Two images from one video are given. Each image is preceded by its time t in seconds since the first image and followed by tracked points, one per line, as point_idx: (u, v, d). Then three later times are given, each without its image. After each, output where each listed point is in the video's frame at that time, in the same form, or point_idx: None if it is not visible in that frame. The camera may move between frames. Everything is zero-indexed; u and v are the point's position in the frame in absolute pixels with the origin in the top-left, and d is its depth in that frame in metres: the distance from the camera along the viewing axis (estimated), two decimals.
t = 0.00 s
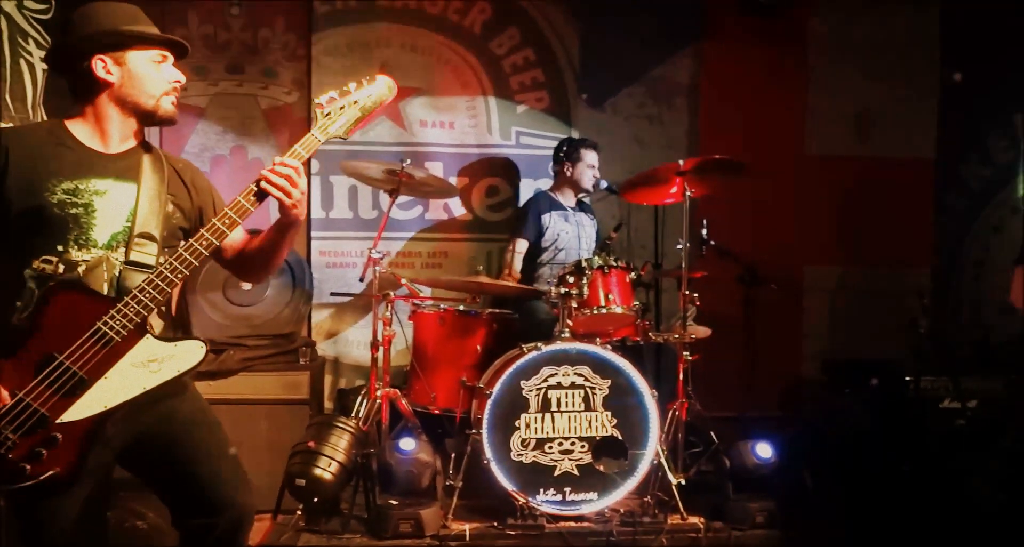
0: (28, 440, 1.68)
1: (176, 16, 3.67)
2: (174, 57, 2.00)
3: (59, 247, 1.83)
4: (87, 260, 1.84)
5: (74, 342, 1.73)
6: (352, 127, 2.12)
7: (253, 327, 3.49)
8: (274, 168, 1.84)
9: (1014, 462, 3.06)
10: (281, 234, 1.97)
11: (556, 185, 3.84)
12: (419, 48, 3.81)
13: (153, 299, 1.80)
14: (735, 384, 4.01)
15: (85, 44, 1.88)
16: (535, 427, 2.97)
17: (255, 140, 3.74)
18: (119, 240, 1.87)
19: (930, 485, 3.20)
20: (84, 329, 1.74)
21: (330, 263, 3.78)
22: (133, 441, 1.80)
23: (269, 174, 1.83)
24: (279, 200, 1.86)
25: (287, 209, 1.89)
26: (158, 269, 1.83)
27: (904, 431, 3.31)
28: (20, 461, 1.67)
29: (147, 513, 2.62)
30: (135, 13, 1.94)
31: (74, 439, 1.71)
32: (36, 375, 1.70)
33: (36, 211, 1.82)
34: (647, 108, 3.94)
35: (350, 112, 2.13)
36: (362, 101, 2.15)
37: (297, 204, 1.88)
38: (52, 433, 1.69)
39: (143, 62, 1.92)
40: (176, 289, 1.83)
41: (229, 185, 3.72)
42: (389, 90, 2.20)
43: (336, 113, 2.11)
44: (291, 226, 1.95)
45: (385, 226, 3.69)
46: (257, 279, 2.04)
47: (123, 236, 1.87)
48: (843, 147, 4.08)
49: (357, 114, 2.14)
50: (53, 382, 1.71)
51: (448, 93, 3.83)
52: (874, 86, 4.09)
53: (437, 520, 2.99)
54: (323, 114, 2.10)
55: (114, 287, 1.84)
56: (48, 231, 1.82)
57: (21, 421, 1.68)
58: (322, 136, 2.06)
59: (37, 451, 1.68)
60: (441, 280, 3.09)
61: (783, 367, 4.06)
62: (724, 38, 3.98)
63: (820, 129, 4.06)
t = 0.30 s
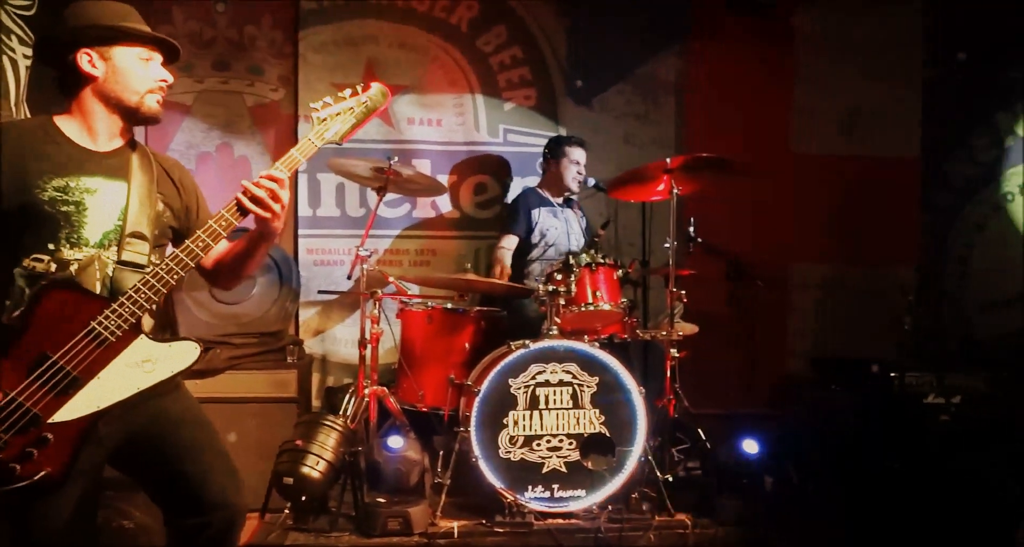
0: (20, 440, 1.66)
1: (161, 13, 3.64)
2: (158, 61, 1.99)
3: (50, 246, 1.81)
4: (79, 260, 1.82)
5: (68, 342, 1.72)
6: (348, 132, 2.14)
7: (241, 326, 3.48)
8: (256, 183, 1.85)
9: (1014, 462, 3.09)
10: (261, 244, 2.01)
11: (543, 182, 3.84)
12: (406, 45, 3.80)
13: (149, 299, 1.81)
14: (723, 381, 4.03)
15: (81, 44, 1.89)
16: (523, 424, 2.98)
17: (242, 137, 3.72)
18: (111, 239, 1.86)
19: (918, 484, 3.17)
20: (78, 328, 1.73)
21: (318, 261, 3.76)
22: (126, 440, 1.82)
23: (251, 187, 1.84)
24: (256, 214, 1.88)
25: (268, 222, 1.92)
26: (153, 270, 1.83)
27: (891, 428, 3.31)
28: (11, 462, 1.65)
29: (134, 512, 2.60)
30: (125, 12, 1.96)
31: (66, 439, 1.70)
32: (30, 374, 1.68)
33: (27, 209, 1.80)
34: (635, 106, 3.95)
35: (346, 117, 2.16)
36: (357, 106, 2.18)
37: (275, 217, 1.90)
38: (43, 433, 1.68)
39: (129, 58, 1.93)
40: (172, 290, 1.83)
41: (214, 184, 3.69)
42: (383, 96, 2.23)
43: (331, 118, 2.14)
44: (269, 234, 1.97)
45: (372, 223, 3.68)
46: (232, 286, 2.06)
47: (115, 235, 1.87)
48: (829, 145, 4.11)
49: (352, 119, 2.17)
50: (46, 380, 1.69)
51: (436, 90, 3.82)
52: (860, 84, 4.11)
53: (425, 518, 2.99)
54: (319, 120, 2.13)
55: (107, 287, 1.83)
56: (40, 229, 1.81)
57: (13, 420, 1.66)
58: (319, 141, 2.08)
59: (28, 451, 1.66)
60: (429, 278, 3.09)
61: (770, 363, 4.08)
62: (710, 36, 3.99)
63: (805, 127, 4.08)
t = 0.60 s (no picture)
0: (8, 439, 1.65)
1: (148, 10, 3.62)
2: (144, 55, 1.97)
3: (34, 245, 1.81)
4: (63, 259, 1.82)
5: (56, 341, 1.71)
6: (335, 134, 2.16)
7: (230, 325, 3.50)
8: (256, 174, 1.85)
9: (1015, 462, 3.00)
10: (252, 244, 2.00)
11: (532, 180, 3.84)
12: (395, 43, 3.79)
13: (138, 300, 1.81)
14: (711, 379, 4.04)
15: (71, 41, 1.88)
16: (513, 423, 2.98)
17: (230, 135, 3.70)
18: (96, 238, 1.86)
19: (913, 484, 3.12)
20: (66, 327, 1.72)
21: (306, 260, 3.75)
22: (112, 439, 1.81)
23: (252, 179, 1.84)
24: (254, 208, 1.86)
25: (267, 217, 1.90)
26: (140, 270, 1.83)
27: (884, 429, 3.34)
28: None
29: (122, 512, 2.58)
30: (109, 11, 1.94)
31: (52, 439, 1.69)
32: (17, 373, 1.67)
33: (11, 208, 1.79)
34: (624, 105, 3.96)
35: (333, 119, 2.17)
36: (343, 108, 2.20)
37: (274, 211, 1.88)
38: (29, 433, 1.66)
39: (111, 59, 1.91)
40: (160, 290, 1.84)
41: (202, 182, 3.67)
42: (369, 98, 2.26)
43: (319, 119, 2.15)
44: (261, 234, 1.97)
45: (361, 222, 3.67)
46: (219, 289, 2.06)
47: (101, 234, 1.87)
48: (817, 144, 4.13)
49: (338, 121, 2.19)
50: (33, 379, 1.68)
51: (425, 89, 3.82)
52: (848, 84, 4.13)
53: (415, 517, 2.98)
54: (308, 122, 2.14)
55: (93, 285, 1.83)
56: (24, 228, 1.80)
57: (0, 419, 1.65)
58: (307, 142, 2.09)
59: (13, 451, 1.64)
60: (418, 277, 3.08)
61: (758, 362, 4.10)
62: (699, 35, 4.01)
63: (793, 127, 4.10)
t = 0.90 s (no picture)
0: None
1: (138, 8, 3.60)
2: (134, 59, 1.97)
3: (20, 249, 1.81)
4: (49, 263, 1.82)
5: (43, 343, 1.71)
6: (324, 136, 2.16)
7: (221, 324, 3.53)
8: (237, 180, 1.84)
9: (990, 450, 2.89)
10: (236, 249, 1.99)
11: (524, 179, 3.84)
12: (387, 42, 3.79)
13: (124, 303, 1.80)
14: (703, 377, 4.06)
15: (59, 41, 1.87)
16: (505, 422, 2.98)
17: (221, 135, 3.69)
18: (83, 243, 1.86)
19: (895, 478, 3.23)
20: (52, 329, 1.73)
21: (298, 259, 3.74)
22: (100, 444, 1.80)
23: (231, 186, 1.83)
24: (235, 214, 1.86)
25: (248, 222, 1.90)
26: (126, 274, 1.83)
27: (860, 423, 3.38)
28: None
29: (113, 512, 2.58)
30: (99, 21, 1.94)
31: (40, 442, 1.69)
32: (5, 375, 1.67)
33: None
34: (616, 104, 3.97)
35: (322, 122, 2.18)
36: (333, 111, 2.21)
37: (254, 216, 1.89)
38: (14, 437, 1.67)
39: (99, 67, 1.91)
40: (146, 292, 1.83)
41: (194, 180, 3.67)
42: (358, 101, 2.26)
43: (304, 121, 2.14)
44: (243, 239, 1.96)
45: (353, 221, 3.66)
46: (206, 295, 2.04)
47: (88, 240, 1.86)
48: (807, 143, 4.15)
49: (327, 124, 2.19)
50: (20, 382, 1.68)
51: (417, 88, 3.82)
52: (838, 84, 4.15)
53: (408, 516, 2.98)
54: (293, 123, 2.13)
55: (79, 289, 1.83)
56: (10, 233, 1.80)
57: None
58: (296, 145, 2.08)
59: None
60: (410, 276, 3.08)
61: (750, 360, 4.12)
62: (690, 35, 4.02)
63: (784, 126, 4.12)
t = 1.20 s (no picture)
0: None
1: (132, 7, 3.59)
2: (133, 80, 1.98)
3: (10, 259, 1.84)
4: (38, 273, 1.85)
5: (33, 348, 1.74)
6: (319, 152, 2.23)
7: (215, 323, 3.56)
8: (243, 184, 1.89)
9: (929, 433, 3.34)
10: (234, 257, 2.01)
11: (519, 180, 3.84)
12: (381, 41, 3.78)
13: (115, 312, 1.83)
14: (698, 376, 4.06)
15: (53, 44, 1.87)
16: (499, 421, 2.98)
17: (214, 134, 3.68)
18: (73, 256, 1.89)
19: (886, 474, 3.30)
20: (41, 336, 1.75)
21: (291, 258, 3.74)
22: (88, 454, 1.83)
23: (240, 186, 1.88)
24: (242, 215, 1.89)
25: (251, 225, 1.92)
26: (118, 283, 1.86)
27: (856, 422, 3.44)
28: None
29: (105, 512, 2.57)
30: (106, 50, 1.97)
31: (25, 448, 1.71)
32: None
33: None
34: (610, 103, 3.97)
35: (317, 140, 2.24)
36: (329, 129, 2.27)
37: (259, 219, 1.91)
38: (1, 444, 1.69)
39: (96, 93, 1.93)
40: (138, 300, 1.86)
41: (187, 180, 3.66)
42: (355, 122, 2.32)
43: (302, 138, 2.22)
44: (241, 245, 1.99)
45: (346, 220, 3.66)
46: (202, 307, 2.05)
47: (79, 252, 1.89)
48: (801, 142, 4.16)
49: (322, 142, 2.26)
50: (8, 388, 1.71)
51: (411, 87, 3.81)
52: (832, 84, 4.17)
53: (402, 515, 2.98)
54: (291, 140, 2.20)
55: (69, 298, 1.86)
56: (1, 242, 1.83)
57: None
58: (291, 158, 2.15)
59: None
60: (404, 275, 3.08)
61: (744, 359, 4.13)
62: (684, 34, 4.02)
63: (777, 125, 4.13)
